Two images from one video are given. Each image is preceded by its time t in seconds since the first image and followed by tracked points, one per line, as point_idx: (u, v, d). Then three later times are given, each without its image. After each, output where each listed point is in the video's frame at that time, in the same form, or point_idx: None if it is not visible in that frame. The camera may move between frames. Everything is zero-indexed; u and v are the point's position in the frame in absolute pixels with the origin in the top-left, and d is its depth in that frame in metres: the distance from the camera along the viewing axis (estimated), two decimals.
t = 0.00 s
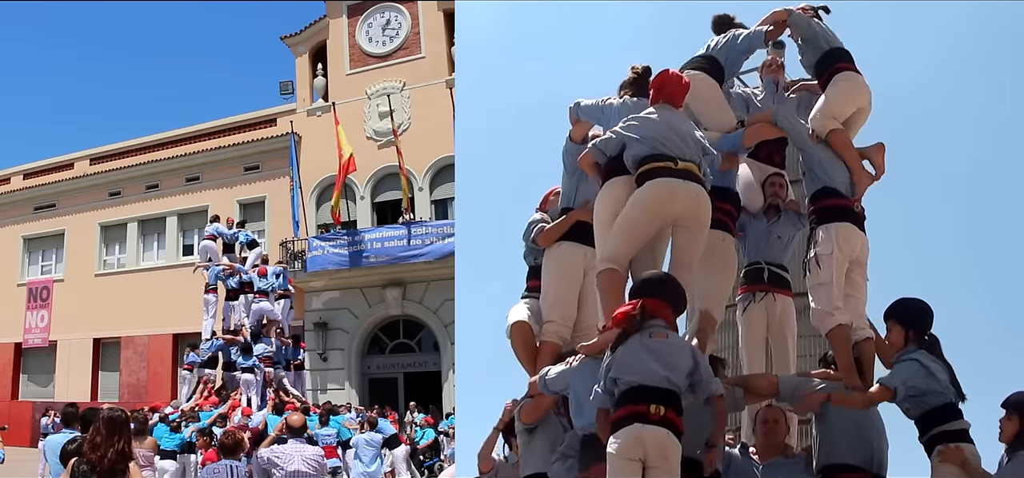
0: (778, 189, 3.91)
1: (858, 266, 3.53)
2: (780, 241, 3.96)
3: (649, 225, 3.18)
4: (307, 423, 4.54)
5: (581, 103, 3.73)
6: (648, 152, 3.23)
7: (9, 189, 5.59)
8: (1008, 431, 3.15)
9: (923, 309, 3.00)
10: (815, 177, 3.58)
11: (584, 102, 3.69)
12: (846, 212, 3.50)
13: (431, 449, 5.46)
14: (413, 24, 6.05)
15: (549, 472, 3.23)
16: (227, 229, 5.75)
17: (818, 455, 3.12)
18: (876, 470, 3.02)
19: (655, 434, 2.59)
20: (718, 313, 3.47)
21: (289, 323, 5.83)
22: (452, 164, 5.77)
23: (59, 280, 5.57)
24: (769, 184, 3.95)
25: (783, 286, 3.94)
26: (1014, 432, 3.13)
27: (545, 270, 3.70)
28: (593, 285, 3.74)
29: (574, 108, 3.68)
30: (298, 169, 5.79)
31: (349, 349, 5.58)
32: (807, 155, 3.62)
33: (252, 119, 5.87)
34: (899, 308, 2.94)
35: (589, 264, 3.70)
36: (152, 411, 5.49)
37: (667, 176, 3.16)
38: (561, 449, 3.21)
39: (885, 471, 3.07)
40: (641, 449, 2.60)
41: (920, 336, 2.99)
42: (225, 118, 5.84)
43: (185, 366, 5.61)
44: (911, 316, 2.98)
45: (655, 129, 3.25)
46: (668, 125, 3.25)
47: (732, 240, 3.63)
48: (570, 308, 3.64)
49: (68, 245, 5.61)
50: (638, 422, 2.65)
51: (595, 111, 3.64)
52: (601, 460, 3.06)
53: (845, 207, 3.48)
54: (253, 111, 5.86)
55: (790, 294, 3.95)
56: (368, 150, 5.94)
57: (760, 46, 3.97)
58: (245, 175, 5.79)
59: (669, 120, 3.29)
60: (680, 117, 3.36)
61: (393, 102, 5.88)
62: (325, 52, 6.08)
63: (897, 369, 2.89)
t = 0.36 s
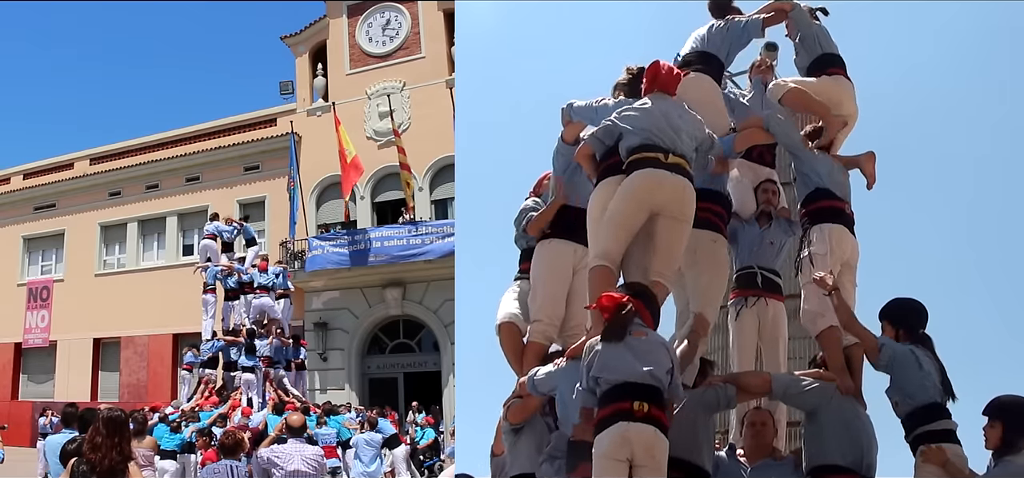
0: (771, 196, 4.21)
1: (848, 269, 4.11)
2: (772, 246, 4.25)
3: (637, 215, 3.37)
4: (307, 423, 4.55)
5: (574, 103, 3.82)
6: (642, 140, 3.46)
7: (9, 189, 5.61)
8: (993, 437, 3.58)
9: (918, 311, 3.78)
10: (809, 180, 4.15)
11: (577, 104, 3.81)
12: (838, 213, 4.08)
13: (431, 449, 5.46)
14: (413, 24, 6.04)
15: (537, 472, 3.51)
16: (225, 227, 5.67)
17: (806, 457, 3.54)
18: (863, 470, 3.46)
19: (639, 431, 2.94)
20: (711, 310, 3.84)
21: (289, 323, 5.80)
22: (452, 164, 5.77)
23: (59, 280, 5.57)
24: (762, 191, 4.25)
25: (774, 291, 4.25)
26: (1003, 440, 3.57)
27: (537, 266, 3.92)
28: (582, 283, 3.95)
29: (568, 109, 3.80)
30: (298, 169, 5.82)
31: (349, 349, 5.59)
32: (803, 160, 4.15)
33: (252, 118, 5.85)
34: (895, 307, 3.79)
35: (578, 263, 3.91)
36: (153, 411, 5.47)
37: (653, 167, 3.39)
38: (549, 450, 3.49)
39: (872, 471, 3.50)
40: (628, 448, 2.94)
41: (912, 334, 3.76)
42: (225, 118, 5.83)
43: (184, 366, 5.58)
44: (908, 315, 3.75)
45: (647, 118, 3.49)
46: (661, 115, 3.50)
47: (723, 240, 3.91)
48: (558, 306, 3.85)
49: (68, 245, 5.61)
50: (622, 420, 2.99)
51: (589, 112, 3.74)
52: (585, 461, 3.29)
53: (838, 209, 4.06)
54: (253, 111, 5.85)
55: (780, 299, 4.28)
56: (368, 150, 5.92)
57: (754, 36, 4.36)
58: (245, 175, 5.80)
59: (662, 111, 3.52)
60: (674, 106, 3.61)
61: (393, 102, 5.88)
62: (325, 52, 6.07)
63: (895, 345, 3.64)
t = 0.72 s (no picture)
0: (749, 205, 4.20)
1: (829, 285, 3.99)
2: (748, 257, 4.28)
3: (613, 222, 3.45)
4: (307, 423, 4.55)
5: (564, 110, 3.84)
6: (626, 145, 3.50)
7: (9, 189, 5.60)
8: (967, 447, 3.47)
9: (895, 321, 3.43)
10: (792, 193, 4.07)
11: (566, 111, 3.82)
12: (821, 226, 3.99)
13: (431, 449, 5.46)
14: (413, 24, 6.05)
15: None
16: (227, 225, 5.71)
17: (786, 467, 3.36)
18: None
19: (612, 438, 2.81)
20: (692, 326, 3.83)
21: (289, 323, 5.80)
22: (452, 164, 5.77)
23: (60, 280, 5.56)
24: (739, 201, 4.25)
25: (749, 303, 4.30)
26: (977, 449, 3.46)
27: (515, 279, 3.77)
28: (562, 295, 3.82)
29: (557, 115, 3.82)
30: (297, 169, 5.83)
31: (349, 349, 5.59)
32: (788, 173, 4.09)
33: (252, 118, 5.85)
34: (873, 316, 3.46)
35: (558, 274, 3.80)
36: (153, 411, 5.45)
37: (634, 175, 3.45)
38: (525, 460, 3.33)
39: None
40: (601, 459, 2.81)
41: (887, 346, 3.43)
42: (224, 118, 5.82)
43: (184, 367, 5.61)
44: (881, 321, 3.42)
45: (629, 123, 3.52)
46: (644, 120, 3.54)
47: (706, 255, 3.94)
48: (537, 317, 3.73)
49: (68, 245, 5.60)
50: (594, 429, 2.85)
51: (579, 118, 3.74)
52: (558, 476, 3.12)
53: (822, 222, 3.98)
54: (253, 111, 5.84)
55: (756, 310, 4.33)
56: (368, 150, 5.92)
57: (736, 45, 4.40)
58: (244, 175, 5.83)
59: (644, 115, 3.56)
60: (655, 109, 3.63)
61: (393, 102, 5.88)
62: (325, 52, 6.06)
63: (859, 355, 3.39)
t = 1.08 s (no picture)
0: (734, 210, 4.33)
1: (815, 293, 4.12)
2: (736, 263, 4.37)
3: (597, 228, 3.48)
4: (307, 423, 4.56)
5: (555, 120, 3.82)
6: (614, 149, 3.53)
7: (9, 189, 5.61)
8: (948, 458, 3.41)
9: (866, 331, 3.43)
10: (780, 202, 4.16)
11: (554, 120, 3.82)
12: (807, 236, 4.09)
13: (431, 448, 5.48)
14: (413, 24, 6.03)
15: None
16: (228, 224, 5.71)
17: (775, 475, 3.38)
18: None
19: (602, 449, 2.81)
20: (679, 330, 3.88)
21: (290, 322, 5.85)
22: (452, 164, 5.78)
23: (59, 280, 5.56)
24: (725, 204, 4.39)
25: (739, 310, 4.33)
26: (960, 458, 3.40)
27: (500, 286, 3.88)
28: (546, 302, 3.90)
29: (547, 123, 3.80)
30: (297, 169, 5.82)
31: (349, 349, 5.60)
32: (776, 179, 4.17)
33: (252, 118, 5.86)
34: (845, 326, 3.46)
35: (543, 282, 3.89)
36: (153, 411, 5.46)
37: (620, 182, 3.48)
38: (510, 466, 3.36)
39: None
40: (591, 468, 2.82)
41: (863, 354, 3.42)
42: (225, 118, 5.83)
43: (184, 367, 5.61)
44: (853, 330, 3.43)
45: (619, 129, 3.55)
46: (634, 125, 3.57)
47: (694, 262, 4.02)
48: (520, 323, 3.82)
49: (68, 245, 5.60)
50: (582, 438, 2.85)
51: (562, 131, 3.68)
52: None
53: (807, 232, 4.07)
54: (253, 111, 5.84)
55: (745, 317, 4.34)
56: (368, 150, 5.93)
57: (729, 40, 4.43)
58: (244, 175, 5.82)
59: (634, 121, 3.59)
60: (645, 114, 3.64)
61: (393, 102, 5.87)
62: (325, 52, 6.05)
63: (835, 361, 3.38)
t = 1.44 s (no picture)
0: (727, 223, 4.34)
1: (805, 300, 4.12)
2: (728, 273, 4.42)
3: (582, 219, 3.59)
4: (307, 423, 4.56)
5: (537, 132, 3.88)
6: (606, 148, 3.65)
7: (10, 189, 5.57)
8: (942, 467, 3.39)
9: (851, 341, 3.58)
10: (768, 209, 4.14)
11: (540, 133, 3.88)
12: (797, 242, 4.08)
13: (431, 449, 5.46)
14: (413, 24, 6.00)
15: None
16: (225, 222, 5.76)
17: None
18: None
19: (593, 461, 2.78)
20: (668, 336, 3.97)
21: (290, 323, 5.90)
22: (452, 164, 5.76)
23: (60, 280, 5.54)
24: (717, 218, 4.39)
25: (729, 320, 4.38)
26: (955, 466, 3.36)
27: (489, 297, 3.91)
28: (536, 310, 3.94)
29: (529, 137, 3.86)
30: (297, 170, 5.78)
31: (349, 349, 5.57)
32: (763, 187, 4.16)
33: (252, 118, 5.88)
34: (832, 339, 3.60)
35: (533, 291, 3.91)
36: (154, 411, 5.53)
37: (613, 178, 3.56)
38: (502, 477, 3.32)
39: None
40: None
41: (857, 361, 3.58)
42: (225, 118, 5.83)
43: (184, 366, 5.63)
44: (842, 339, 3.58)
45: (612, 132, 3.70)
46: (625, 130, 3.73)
47: (683, 268, 4.09)
48: (511, 334, 3.85)
49: (68, 244, 5.60)
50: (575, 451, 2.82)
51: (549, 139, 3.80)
52: None
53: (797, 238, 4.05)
54: (253, 111, 5.86)
55: (735, 327, 4.41)
56: (368, 150, 5.91)
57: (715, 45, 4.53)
58: (244, 174, 5.83)
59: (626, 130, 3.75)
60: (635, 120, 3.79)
61: (393, 102, 5.85)
62: (325, 52, 6.05)
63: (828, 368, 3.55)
